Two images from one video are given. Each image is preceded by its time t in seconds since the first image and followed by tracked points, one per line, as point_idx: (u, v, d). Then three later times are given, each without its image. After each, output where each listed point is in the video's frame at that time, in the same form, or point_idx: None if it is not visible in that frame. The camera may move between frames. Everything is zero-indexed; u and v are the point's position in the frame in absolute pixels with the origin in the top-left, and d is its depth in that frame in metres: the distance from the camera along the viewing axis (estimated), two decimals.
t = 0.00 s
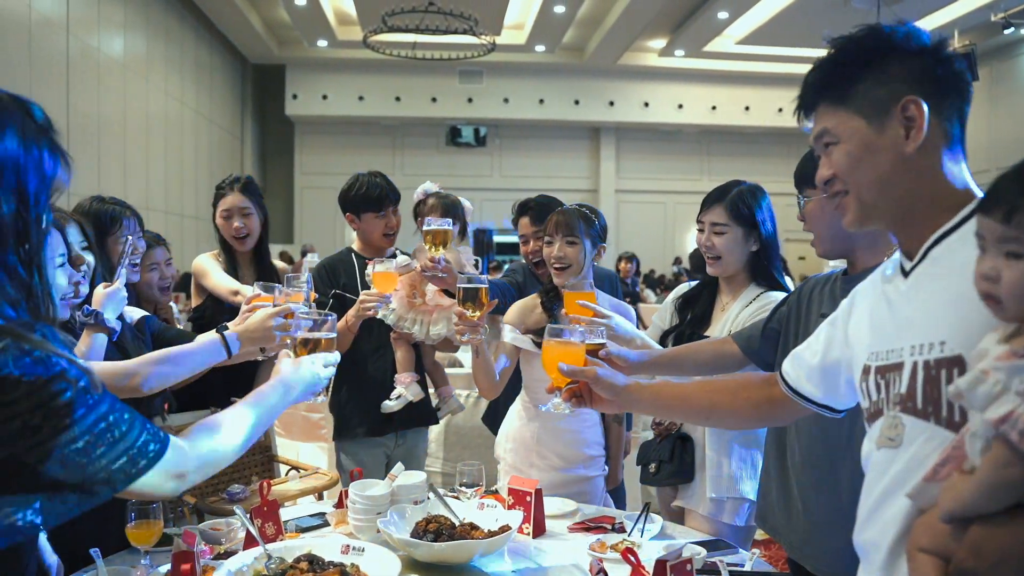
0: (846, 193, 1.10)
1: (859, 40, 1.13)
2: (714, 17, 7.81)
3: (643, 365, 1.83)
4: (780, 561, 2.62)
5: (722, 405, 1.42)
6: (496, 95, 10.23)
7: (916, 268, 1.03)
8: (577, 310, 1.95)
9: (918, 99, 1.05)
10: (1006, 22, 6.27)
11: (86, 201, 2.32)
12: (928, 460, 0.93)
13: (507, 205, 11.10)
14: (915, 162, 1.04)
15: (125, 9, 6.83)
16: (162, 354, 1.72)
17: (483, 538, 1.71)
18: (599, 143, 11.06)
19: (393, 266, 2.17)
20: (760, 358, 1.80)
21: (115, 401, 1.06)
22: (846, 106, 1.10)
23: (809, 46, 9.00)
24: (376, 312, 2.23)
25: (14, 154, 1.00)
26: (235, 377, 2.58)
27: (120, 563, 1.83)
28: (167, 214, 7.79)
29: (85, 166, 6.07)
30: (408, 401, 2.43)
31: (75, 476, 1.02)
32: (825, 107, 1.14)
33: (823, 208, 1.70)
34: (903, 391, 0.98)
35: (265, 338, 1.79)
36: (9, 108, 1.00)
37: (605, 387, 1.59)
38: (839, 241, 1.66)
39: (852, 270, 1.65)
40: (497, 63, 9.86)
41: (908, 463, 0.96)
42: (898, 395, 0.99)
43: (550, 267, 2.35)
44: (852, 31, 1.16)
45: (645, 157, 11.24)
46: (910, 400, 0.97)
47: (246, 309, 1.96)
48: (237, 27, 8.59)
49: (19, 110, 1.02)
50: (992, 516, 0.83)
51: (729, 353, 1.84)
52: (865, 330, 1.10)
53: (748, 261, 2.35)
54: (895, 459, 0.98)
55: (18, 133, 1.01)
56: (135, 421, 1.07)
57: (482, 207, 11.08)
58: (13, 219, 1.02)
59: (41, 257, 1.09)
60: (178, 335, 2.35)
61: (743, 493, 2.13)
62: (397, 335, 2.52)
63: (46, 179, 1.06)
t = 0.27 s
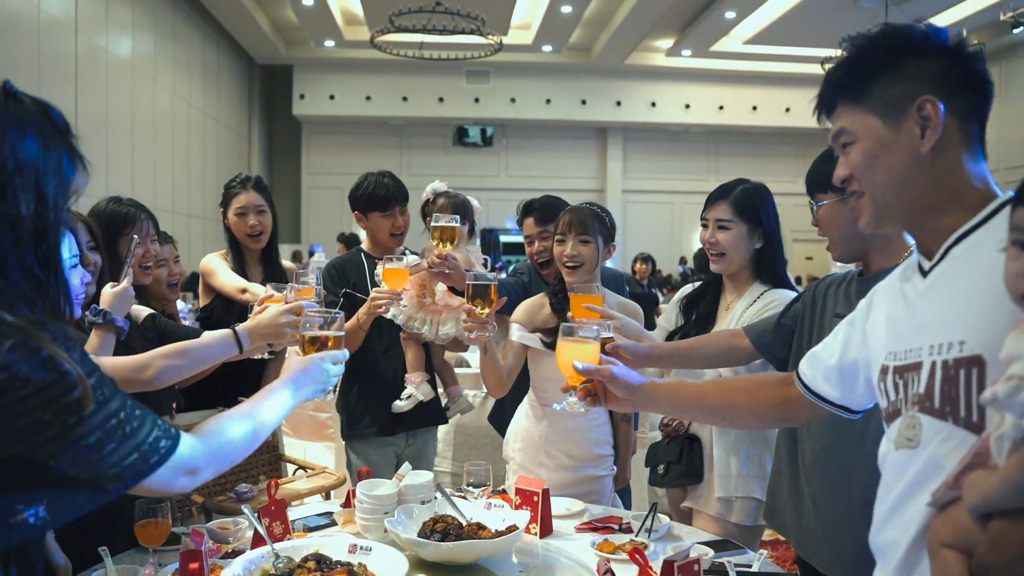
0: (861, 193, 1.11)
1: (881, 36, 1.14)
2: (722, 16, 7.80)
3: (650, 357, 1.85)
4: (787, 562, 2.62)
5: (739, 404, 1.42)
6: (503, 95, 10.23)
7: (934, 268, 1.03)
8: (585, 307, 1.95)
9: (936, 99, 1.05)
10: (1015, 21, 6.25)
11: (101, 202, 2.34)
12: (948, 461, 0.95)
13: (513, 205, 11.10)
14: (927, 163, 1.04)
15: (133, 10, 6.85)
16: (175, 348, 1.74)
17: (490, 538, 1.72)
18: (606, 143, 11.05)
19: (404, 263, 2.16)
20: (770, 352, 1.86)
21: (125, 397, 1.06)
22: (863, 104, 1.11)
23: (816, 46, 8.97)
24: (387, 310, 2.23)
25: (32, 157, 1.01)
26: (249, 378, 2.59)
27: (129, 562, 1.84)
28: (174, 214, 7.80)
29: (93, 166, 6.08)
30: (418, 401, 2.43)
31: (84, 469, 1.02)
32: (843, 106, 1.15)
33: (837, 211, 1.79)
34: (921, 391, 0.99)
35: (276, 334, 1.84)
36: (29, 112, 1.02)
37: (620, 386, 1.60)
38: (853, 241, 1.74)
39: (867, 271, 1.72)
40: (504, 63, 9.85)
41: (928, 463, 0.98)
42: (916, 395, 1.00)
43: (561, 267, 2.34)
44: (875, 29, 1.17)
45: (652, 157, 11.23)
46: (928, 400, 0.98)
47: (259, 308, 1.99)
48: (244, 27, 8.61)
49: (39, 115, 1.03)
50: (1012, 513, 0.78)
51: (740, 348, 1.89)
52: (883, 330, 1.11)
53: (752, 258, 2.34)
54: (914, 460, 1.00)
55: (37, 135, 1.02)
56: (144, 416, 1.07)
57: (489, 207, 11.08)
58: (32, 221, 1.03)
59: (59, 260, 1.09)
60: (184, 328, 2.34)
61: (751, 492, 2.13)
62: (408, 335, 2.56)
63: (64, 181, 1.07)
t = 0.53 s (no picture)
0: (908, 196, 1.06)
1: (919, 35, 1.09)
2: (726, 16, 7.78)
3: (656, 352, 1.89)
4: (792, 563, 2.61)
5: (751, 408, 1.43)
6: (507, 95, 10.22)
7: (952, 268, 1.05)
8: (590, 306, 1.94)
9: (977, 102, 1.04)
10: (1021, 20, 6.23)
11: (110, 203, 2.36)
12: (957, 462, 0.94)
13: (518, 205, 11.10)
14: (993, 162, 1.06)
15: (139, 11, 6.87)
16: (184, 342, 1.75)
17: (495, 538, 1.72)
18: (611, 143, 11.04)
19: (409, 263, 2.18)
20: (778, 349, 1.90)
21: (130, 394, 1.07)
22: (936, 104, 1.04)
23: (821, 46, 8.96)
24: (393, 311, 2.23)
25: (45, 160, 1.02)
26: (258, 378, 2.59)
27: (133, 562, 1.84)
28: (179, 214, 7.82)
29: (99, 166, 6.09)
30: (425, 401, 2.45)
31: (88, 468, 1.02)
32: (903, 106, 1.06)
33: (847, 212, 1.79)
34: (935, 390, 0.99)
35: (282, 326, 1.85)
36: (40, 116, 1.03)
37: (633, 388, 1.59)
38: (865, 240, 1.75)
39: (877, 270, 1.73)
40: (509, 63, 9.85)
41: (937, 465, 0.97)
42: (930, 395, 1.00)
43: (568, 268, 2.34)
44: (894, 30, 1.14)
45: (657, 157, 11.21)
46: (941, 399, 0.98)
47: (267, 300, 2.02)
48: (250, 28, 8.62)
49: (51, 119, 1.04)
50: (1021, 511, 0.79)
51: (748, 345, 1.92)
52: (900, 331, 1.11)
53: (755, 257, 2.33)
54: (924, 460, 0.99)
55: (50, 140, 1.03)
56: (150, 414, 1.08)
57: (493, 207, 11.08)
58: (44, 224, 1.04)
59: (68, 260, 1.10)
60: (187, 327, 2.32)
61: (756, 493, 2.13)
62: (415, 336, 2.59)
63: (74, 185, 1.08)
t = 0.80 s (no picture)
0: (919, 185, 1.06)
1: (946, 29, 1.09)
2: (732, 16, 7.77)
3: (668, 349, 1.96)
4: (800, 564, 2.61)
5: (768, 401, 1.44)
6: (514, 96, 10.22)
7: (967, 264, 1.05)
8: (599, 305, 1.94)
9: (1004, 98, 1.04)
10: None
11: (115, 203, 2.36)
12: (968, 456, 0.97)
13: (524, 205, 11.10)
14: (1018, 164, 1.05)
15: (147, 12, 6.88)
16: (197, 340, 1.78)
17: (502, 538, 1.73)
18: (617, 143, 11.03)
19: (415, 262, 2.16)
20: (789, 348, 1.91)
21: (129, 398, 1.08)
22: (954, 100, 1.04)
23: (828, 45, 8.93)
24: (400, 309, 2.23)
25: (63, 168, 1.03)
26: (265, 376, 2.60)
27: (142, 561, 1.85)
28: (187, 215, 7.83)
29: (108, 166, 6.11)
30: (433, 401, 2.45)
31: (90, 471, 1.03)
32: (921, 100, 1.07)
33: (860, 214, 1.78)
34: (947, 386, 1.01)
35: (293, 325, 1.86)
36: (61, 125, 1.04)
37: (649, 378, 1.62)
38: (878, 242, 1.74)
39: (890, 272, 1.73)
40: (515, 63, 9.85)
41: (946, 459, 1.01)
42: (941, 390, 1.02)
43: (577, 268, 2.34)
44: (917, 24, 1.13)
45: (664, 157, 11.20)
46: (952, 396, 1.00)
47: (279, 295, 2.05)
48: (257, 29, 8.63)
49: (69, 127, 1.05)
50: None
51: (757, 342, 1.95)
52: (915, 328, 1.13)
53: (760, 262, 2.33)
54: (937, 455, 1.02)
55: (69, 149, 1.04)
56: (150, 416, 1.09)
57: (500, 208, 11.08)
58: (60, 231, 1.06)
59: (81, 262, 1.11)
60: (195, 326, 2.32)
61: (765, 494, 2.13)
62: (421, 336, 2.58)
63: (87, 192, 1.09)
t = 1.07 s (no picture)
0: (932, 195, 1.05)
1: (957, 33, 1.09)
2: (741, 17, 7.74)
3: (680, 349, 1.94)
4: (810, 566, 2.61)
5: (787, 396, 1.44)
6: (522, 96, 10.21)
7: (987, 267, 1.05)
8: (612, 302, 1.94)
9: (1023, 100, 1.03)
10: None
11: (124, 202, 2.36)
12: (981, 460, 0.98)
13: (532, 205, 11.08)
14: None
15: (157, 12, 6.89)
16: (205, 338, 1.78)
17: (511, 538, 1.73)
18: (625, 143, 11.02)
19: (422, 260, 2.17)
20: (801, 348, 1.92)
21: (136, 401, 1.08)
22: (950, 105, 1.05)
23: (838, 46, 8.90)
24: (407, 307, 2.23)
25: (85, 178, 1.06)
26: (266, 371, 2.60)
27: (153, 559, 1.86)
28: (195, 215, 7.84)
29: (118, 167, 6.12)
30: (442, 401, 2.47)
31: (95, 478, 1.04)
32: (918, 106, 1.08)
33: (871, 216, 1.77)
34: (961, 391, 1.02)
35: (302, 324, 1.88)
36: (84, 136, 1.07)
37: (664, 368, 1.61)
38: (890, 244, 1.74)
39: (902, 273, 1.73)
40: (524, 64, 9.84)
41: (958, 464, 1.01)
42: (955, 396, 1.03)
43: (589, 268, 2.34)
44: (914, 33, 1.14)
45: (672, 157, 11.18)
46: (966, 401, 1.01)
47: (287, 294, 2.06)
48: (266, 29, 8.64)
49: (90, 139, 1.08)
50: None
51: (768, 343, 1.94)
52: (936, 330, 1.12)
53: (764, 269, 2.33)
54: (948, 459, 1.03)
55: (89, 160, 1.07)
56: (154, 421, 1.09)
57: (507, 208, 11.06)
58: (82, 240, 1.08)
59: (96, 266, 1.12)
60: (204, 323, 2.32)
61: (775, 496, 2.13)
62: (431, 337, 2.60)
63: (107, 202, 1.12)
